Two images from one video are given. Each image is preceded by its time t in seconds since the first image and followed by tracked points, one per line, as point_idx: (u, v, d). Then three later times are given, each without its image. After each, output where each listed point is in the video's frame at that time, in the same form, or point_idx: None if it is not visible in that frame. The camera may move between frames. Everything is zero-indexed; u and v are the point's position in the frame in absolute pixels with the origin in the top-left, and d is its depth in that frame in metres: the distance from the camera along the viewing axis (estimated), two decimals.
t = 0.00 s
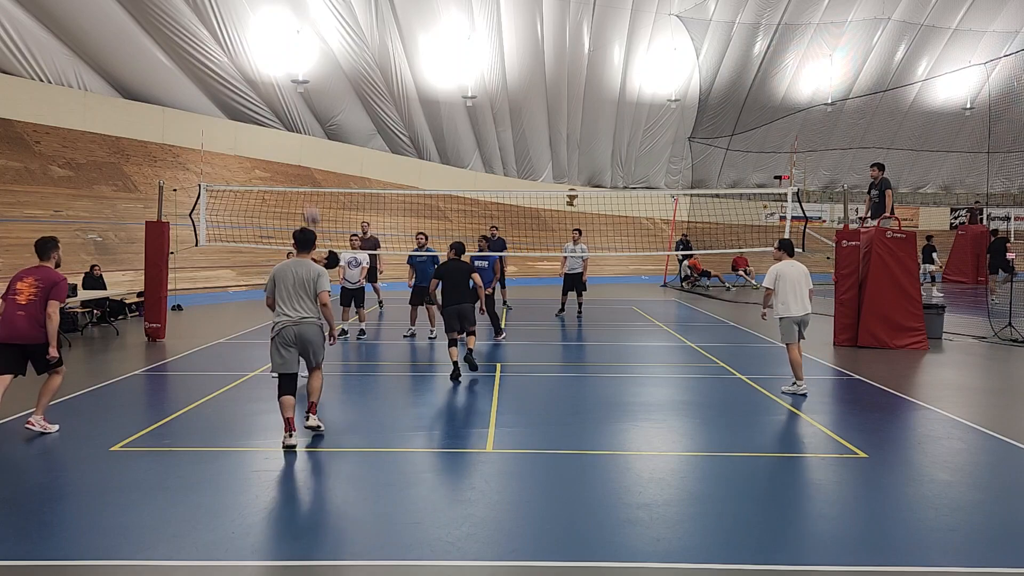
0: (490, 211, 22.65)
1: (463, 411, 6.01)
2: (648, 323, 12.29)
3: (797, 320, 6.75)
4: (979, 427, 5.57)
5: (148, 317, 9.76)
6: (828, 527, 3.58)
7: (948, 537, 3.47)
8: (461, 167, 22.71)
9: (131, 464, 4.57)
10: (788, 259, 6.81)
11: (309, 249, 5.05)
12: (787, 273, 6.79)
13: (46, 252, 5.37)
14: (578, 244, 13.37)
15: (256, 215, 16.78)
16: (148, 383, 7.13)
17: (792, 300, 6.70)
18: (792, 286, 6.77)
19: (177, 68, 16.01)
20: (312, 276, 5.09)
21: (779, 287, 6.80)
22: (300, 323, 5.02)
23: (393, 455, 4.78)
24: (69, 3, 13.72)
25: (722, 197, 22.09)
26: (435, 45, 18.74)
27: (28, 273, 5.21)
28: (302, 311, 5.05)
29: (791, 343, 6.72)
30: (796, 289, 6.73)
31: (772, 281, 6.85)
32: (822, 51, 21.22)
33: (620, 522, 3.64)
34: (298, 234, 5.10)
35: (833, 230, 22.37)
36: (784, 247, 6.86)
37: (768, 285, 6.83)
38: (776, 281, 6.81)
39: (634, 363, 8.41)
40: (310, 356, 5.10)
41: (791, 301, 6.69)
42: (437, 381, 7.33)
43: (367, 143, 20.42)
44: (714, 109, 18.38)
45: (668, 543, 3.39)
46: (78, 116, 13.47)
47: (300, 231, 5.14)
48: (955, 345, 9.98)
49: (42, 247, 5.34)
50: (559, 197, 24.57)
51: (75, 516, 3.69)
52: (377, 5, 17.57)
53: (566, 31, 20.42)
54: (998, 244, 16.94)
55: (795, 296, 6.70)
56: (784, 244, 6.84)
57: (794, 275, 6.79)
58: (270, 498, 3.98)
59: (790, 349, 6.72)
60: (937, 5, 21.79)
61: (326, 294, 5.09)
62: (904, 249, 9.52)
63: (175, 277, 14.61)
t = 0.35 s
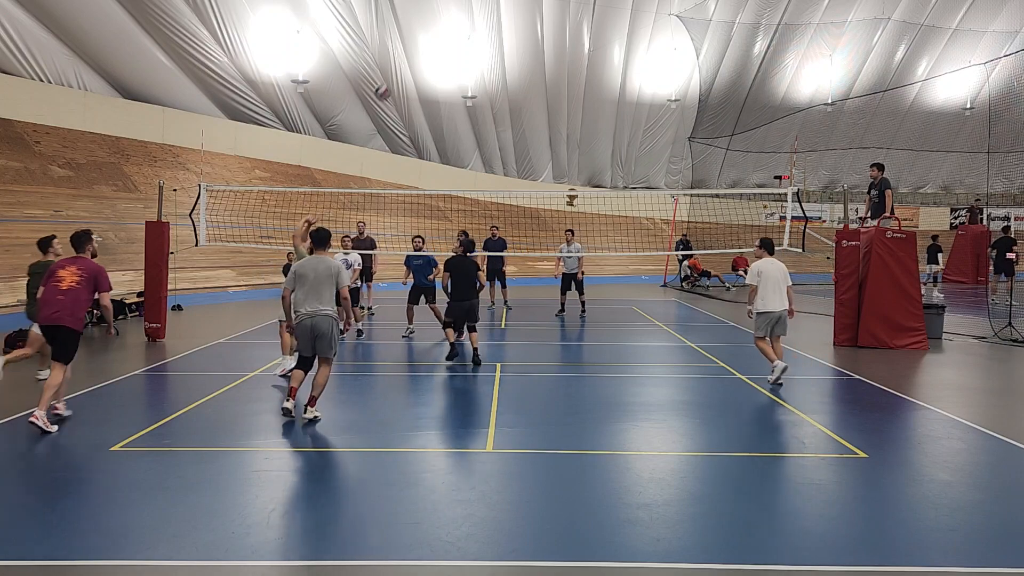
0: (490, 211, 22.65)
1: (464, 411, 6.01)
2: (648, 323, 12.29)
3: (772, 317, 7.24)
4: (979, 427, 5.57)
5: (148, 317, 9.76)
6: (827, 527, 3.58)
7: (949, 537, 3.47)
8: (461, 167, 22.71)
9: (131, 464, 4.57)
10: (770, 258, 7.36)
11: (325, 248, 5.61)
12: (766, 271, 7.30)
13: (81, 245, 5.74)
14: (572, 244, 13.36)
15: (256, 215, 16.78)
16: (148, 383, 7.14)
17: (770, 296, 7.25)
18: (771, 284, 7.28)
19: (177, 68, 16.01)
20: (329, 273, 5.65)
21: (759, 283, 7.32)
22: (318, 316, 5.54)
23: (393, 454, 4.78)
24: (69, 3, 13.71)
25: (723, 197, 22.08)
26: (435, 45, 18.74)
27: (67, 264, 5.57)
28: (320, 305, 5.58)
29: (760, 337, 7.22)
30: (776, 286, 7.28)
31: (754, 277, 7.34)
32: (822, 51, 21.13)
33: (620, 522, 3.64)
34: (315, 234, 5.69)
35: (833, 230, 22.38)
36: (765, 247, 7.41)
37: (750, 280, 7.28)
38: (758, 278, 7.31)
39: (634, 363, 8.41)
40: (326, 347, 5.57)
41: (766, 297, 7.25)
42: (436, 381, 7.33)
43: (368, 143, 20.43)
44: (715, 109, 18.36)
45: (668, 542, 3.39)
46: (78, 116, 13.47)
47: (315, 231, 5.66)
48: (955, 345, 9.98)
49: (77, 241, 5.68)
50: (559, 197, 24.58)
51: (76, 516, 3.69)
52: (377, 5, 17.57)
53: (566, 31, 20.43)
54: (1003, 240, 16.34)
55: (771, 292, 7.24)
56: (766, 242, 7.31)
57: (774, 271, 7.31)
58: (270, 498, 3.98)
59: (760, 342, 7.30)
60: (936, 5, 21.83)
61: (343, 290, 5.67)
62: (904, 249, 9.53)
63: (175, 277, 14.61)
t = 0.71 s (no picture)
0: (490, 211, 22.65)
1: (464, 411, 6.01)
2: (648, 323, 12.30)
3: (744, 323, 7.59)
4: (980, 427, 5.57)
5: (147, 316, 9.76)
6: (828, 527, 3.58)
7: (949, 537, 3.47)
8: (461, 167, 22.70)
9: (131, 463, 4.58)
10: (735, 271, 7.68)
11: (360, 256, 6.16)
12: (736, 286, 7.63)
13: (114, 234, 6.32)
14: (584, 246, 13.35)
15: (256, 215, 16.78)
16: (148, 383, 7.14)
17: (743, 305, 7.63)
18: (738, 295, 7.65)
19: (177, 68, 16.01)
20: (356, 278, 6.34)
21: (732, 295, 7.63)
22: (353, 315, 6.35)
23: (392, 454, 4.78)
24: (70, 3, 13.72)
25: (723, 197, 22.07)
26: (435, 45, 18.74)
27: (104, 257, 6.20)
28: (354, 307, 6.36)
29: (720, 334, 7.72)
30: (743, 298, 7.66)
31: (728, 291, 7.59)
32: (822, 51, 21.12)
33: (621, 522, 3.64)
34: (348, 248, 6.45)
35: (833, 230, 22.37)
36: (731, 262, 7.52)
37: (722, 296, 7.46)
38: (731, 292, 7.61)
39: (634, 363, 8.42)
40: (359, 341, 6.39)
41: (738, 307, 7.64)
42: (437, 381, 7.32)
43: (368, 143, 20.42)
44: (714, 109, 18.39)
45: (668, 543, 3.39)
46: (78, 116, 13.47)
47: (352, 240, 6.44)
48: (955, 345, 9.98)
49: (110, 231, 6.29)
50: (559, 197, 24.58)
51: (77, 516, 3.70)
52: (377, 5, 17.57)
53: (566, 31, 20.43)
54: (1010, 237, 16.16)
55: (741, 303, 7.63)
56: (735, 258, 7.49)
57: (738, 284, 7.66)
58: (271, 498, 3.98)
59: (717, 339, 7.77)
60: (936, 5, 21.85)
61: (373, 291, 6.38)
62: (904, 249, 9.53)
63: (175, 277, 14.60)
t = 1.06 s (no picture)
0: (490, 211, 22.65)
1: (464, 411, 6.01)
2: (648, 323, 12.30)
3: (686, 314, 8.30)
4: (980, 427, 5.57)
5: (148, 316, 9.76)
6: (827, 527, 3.58)
7: (949, 538, 3.47)
8: (461, 167, 22.70)
9: (131, 464, 4.58)
10: (680, 267, 8.36)
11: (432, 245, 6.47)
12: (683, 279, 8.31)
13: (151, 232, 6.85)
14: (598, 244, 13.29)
15: (256, 215, 16.78)
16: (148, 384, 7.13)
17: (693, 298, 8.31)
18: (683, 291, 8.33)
19: (177, 68, 16.01)
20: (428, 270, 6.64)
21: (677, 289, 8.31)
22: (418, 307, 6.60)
23: (392, 454, 4.78)
24: (69, 3, 13.72)
25: (723, 197, 22.06)
26: (435, 45, 18.73)
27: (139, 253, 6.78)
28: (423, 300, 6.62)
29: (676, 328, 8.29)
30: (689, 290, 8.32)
31: (671, 285, 8.26)
32: (822, 51, 21.12)
33: (621, 522, 3.64)
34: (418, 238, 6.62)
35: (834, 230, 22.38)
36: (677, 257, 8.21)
37: (669, 290, 8.24)
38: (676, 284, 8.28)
39: (634, 363, 8.42)
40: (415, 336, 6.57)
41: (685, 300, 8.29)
42: (437, 382, 7.31)
43: (367, 144, 20.42)
44: (714, 109, 18.38)
45: (668, 543, 3.39)
46: (78, 116, 13.47)
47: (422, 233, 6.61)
48: (955, 346, 9.98)
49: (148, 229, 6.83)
50: (559, 197, 24.57)
51: (75, 516, 3.69)
52: (377, 5, 17.57)
53: (566, 31, 20.42)
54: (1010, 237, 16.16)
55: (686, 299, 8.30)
56: (678, 254, 8.15)
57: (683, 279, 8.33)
58: (270, 498, 3.98)
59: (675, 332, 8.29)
60: (936, 5, 21.85)
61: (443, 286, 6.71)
62: (904, 249, 9.53)
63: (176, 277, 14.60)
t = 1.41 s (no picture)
0: (490, 210, 22.66)
1: (464, 412, 6.00)
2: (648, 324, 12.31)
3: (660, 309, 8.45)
4: (979, 427, 5.57)
5: (148, 316, 9.75)
6: (827, 527, 3.58)
7: (949, 538, 3.46)
8: (461, 167, 22.71)
9: (131, 463, 4.58)
10: (651, 262, 8.48)
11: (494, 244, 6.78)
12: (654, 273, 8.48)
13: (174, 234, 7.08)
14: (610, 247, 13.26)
15: (256, 215, 16.78)
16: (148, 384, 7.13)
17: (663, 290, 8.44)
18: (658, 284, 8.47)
19: (177, 68, 16.01)
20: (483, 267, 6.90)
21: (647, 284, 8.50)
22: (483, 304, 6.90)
23: (392, 455, 4.78)
24: (70, 3, 13.72)
25: (723, 197, 22.06)
26: (435, 45, 18.73)
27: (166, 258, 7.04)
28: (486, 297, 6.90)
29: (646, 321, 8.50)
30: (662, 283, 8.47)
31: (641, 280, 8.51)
32: (822, 51, 21.15)
33: (620, 522, 3.64)
34: (487, 233, 6.79)
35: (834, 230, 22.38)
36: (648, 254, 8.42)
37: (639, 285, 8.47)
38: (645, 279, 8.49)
39: (634, 363, 8.41)
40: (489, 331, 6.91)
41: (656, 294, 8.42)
42: (437, 382, 7.31)
43: (367, 144, 20.43)
44: (714, 109, 18.39)
45: (668, 543, 3.39)
46: (78, 116, 13.47)
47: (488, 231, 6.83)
48: (955, 345, 9.97)
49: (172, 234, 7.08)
50: (559, 197, 24.56)
51: (75, 516, 3.69)
52: (377, 5, 17.57)
53: (566, 31, 20.44)
54: (1009, 237, 16.10)
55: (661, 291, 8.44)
56: (649, 251, 8.36)
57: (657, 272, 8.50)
58: (271, 498, 3.98)
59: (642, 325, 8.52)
60: (936, 5, 21.86)
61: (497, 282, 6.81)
62: (904, 249, 9.53)
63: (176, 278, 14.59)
